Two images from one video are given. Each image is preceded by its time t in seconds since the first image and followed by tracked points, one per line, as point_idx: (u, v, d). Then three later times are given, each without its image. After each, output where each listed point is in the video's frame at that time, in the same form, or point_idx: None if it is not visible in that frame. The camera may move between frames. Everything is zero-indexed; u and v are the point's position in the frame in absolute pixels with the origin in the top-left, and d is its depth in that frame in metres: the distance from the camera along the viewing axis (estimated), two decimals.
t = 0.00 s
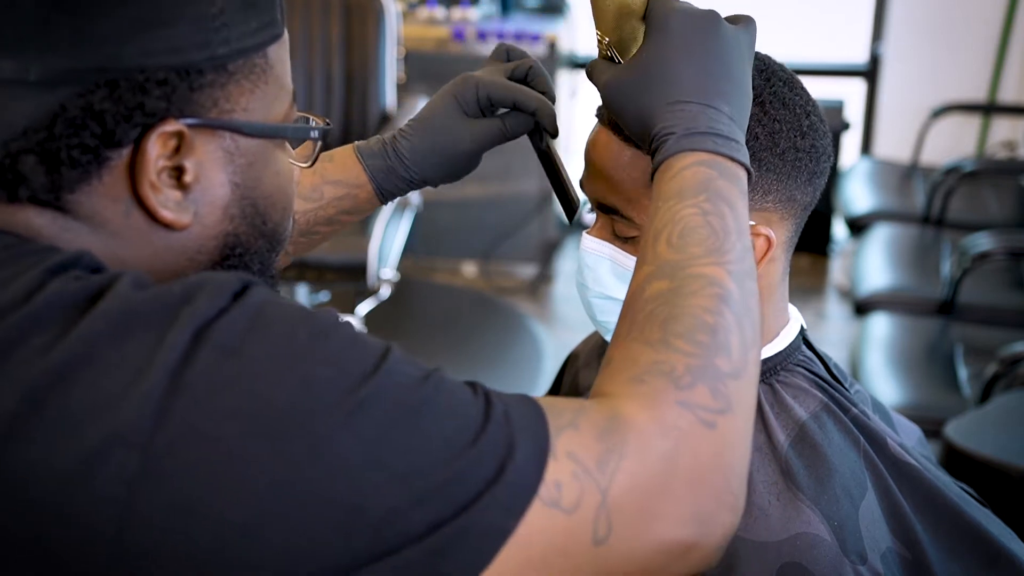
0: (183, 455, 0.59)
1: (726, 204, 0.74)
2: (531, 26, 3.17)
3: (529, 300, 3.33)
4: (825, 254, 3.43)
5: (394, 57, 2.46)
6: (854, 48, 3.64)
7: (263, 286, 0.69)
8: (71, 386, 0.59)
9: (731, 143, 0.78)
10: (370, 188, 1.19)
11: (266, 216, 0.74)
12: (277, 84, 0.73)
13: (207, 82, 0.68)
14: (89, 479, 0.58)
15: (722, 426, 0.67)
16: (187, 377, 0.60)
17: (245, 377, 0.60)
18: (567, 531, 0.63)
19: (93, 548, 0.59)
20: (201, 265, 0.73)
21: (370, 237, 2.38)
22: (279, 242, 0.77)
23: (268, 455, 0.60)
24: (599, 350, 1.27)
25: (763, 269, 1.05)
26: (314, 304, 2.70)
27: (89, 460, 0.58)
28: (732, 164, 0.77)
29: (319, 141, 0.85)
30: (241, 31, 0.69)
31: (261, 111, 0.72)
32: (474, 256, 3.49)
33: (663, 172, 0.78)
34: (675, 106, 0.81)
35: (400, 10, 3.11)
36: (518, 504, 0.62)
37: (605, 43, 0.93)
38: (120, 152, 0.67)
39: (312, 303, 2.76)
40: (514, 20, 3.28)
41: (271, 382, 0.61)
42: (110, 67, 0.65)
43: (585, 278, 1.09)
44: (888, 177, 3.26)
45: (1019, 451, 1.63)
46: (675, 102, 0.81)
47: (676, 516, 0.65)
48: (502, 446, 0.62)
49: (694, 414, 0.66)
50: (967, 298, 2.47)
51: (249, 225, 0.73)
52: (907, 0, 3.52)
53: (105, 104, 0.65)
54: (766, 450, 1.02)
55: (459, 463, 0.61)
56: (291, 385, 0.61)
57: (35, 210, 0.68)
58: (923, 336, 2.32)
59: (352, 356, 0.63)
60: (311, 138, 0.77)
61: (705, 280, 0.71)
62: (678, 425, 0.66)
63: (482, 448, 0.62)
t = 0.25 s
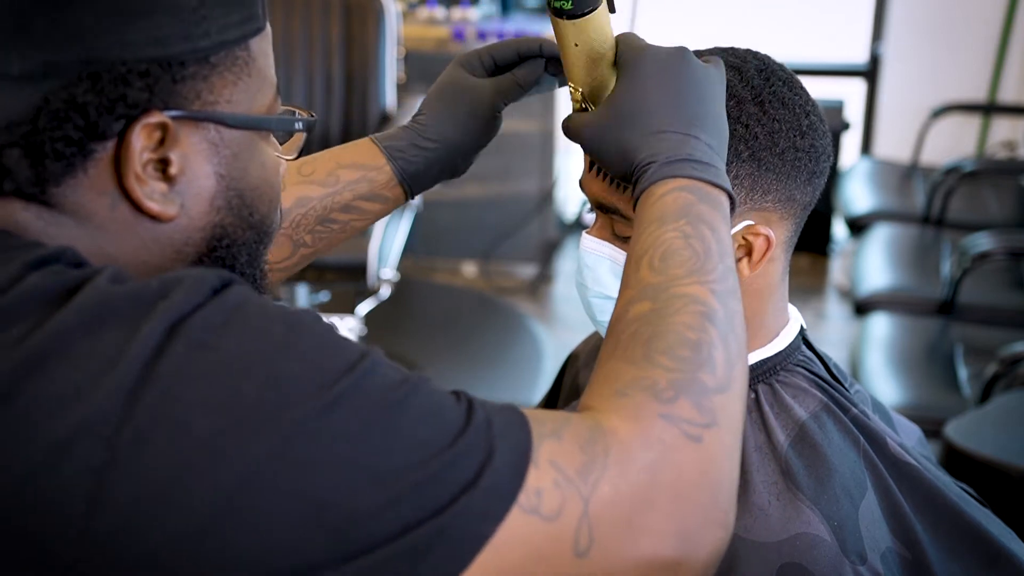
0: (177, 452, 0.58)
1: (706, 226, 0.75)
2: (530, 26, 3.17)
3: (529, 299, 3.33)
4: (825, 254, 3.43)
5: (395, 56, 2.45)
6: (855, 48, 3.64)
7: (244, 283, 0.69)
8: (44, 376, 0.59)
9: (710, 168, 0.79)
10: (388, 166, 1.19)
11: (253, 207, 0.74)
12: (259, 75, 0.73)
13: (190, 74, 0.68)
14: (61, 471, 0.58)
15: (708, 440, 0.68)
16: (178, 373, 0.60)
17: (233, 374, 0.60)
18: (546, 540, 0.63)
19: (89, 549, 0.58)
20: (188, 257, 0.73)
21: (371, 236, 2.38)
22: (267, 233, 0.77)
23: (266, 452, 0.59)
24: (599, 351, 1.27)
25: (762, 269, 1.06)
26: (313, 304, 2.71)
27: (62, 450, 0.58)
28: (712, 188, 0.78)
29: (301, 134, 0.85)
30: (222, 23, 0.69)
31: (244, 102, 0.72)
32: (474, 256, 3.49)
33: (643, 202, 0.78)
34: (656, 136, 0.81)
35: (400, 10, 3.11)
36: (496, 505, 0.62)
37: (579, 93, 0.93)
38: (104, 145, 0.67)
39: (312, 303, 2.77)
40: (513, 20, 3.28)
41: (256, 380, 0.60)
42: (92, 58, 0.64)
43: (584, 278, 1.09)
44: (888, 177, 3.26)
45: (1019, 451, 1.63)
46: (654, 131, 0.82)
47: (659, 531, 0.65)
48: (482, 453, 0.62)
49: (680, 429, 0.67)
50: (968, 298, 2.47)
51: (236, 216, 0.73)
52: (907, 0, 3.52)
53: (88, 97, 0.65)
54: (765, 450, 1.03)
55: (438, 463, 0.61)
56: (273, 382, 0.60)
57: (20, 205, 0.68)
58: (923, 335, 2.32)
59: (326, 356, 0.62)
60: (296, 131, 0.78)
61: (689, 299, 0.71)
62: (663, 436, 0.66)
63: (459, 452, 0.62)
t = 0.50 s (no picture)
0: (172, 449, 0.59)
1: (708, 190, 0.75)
2: (529, 26, 3.17)
3: (529, 300, 3.33)
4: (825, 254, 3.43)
5: (395, 56, 2.45)
6: (855, 48, 3.64)
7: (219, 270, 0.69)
8: (23, 364, 0.60)
9: (717, 126, 0.79)
10: (400, 166, 1.19)
11: (242, 201, 0.74)
12: (246, 69, 0.74)
13: (176, 67, 0.68)
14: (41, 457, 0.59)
15: (694, 419, 0.68)
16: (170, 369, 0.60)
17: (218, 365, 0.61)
18: (527, 519, 0.63)
19: (76, 539, 0.59)
20: (177, 251, 0.73)
21: (371, 237, 2.38)
22: (257, 227, 0.77)
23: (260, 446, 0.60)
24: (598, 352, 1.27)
25: (762, 271, 1.05)
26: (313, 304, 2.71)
27: (43, 437, 0.59)
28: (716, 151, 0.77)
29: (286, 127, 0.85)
30: (208, 16, 0.69)
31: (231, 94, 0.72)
32: (474, 256, 3.49)
33: (650, 150, 0.78)
34: (669, 83, 0.81)
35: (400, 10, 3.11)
36: (477, 490, 0.62)
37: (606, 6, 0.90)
38: (92, 138, 0.67)
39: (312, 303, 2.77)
40: (513, 20, 3.27)
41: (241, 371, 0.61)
42: (79, 53, 0.65)
43: (585, 281, 1.09)
44: (888, 177, 3.26)
45: (1020, 451, 1.63)
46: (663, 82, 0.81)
47: (646, 507, 0.65)
48: (460, 437, 0.63)
49: (666, 405, 0.67)
50: (968, 298, 2.47)
51: (224, 210, 0.73)
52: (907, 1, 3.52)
53: (76, 89, 0.65)
54: (765, 450, 1.03)
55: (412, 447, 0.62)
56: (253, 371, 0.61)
57: (11, 199, 0.70)
58: (923, 335, 2.32)
59: (300, 338, 0.63)
60: (283, 124, 0.78)
61: (684, 266, 0.72)
62: (648, 414, 0.66)
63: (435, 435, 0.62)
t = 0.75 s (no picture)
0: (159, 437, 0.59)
1: (671, 123, 0.75)
2: (529, 26, 3.17)
3: (529, 300, 3.33)
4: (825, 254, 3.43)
5: (395, 56, 2.45)
6: (855, 48, 3.64)
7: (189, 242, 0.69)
8: None
9: (672, 71, 0.78)
10: (387, 189, 1.21)
11: (233, 202, 0.74)
12: (237, 71, 0.74)
13: (164, 68, 0.68)
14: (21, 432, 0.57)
15: (675, 319, 0.68)
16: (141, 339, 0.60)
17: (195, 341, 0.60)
18: (521, 435, 0.63)
19: (57, 520, 0.59)
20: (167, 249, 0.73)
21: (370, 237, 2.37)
22: (249, 229, 0.77)
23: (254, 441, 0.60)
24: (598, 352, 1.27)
25: (762, 270, 1.06)
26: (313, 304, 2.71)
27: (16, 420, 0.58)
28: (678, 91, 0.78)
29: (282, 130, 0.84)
30: (196, 17, 0.69)
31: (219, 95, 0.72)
32: (474, 256, 3.49)
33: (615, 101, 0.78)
34: (619, 45, 0.81)
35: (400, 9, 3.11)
36: (461, 413, 0.63)
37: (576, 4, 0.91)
38: (80, 138, 0.67)
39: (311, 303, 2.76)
40: (513, 20, 3.27)
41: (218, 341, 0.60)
42: (64, 52, 0.65)
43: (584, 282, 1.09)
44: (888, 177, 3.26)
45: (1019, 451, 1.63)
46: (622, 40, 0.81)
47: (638, 407, 0.65)
48: (439, 362, 0.63)
49: (645, 310, 0.67)
50: (968, 298, 2.47)
51: (214, 210, 0.73)
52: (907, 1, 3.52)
53: (61, 89, 0.65)
54: (765, 450, 1.04)
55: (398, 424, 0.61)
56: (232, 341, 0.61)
57: None
58: (923, 335, 2.32)
59: (266, 296, 0.63)
60: (275, 125, 0.78)
61: (650, 189, 0.72)
62: (627, 322, 0.67)
63: (417, 363, 0.62)
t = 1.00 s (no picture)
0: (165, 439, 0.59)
1: (648, 130, 0.75)
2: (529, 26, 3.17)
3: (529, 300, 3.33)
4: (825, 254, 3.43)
5: (395, 56, 2.45)
6: (854, 48, 3.64)
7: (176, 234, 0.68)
8: None
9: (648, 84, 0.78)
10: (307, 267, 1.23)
11: (223, 199, 0.75)
12: (228, 69, 0.74)
13: (155, 66, 0.69)
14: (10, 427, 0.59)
15: (665, 303, 0.68)
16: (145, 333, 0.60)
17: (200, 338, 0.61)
18: (514, 417, 0.63)
19: (48, 509, 0.59)
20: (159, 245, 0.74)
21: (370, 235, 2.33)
22: (240, 227, 0.78)
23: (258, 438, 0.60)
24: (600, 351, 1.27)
25: (763, 270, 1.06)
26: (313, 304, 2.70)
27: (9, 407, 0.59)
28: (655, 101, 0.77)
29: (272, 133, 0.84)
30: (187, 15, 0.69)
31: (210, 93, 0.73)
32: (474, 256, 3.49)
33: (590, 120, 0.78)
34: (593, 66, 0.79)
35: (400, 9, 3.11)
36: (453, 392, 0.63)
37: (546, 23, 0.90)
38: (72, 136, 0.68)
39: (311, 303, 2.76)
40: (512, 20, 3.27)
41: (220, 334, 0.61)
42: (56, 50, 0.65)
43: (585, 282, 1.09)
44: (888, 177, 3.26)
45: (1018, 451, 1.63)
46: (597, 60, 0.79)
47: (629, 393, 0.65)
48: (431, 344, 0.64)
49: (633, 296, 0.67)
50: (968, 298, 2.47)
51: (204, 207, 0.74)
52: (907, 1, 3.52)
53: (53, 86, 0.66)
54: (765, 450, 1.04)
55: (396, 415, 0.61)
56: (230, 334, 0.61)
57: None
58: (924, 335, 2.32)
59: (252, 277, 0.63)
60: (265, 123, 0.79)
61: (632, 189, 0.72)
62: (616, 305, 0.67)
63: (408, 346, 0.63)
